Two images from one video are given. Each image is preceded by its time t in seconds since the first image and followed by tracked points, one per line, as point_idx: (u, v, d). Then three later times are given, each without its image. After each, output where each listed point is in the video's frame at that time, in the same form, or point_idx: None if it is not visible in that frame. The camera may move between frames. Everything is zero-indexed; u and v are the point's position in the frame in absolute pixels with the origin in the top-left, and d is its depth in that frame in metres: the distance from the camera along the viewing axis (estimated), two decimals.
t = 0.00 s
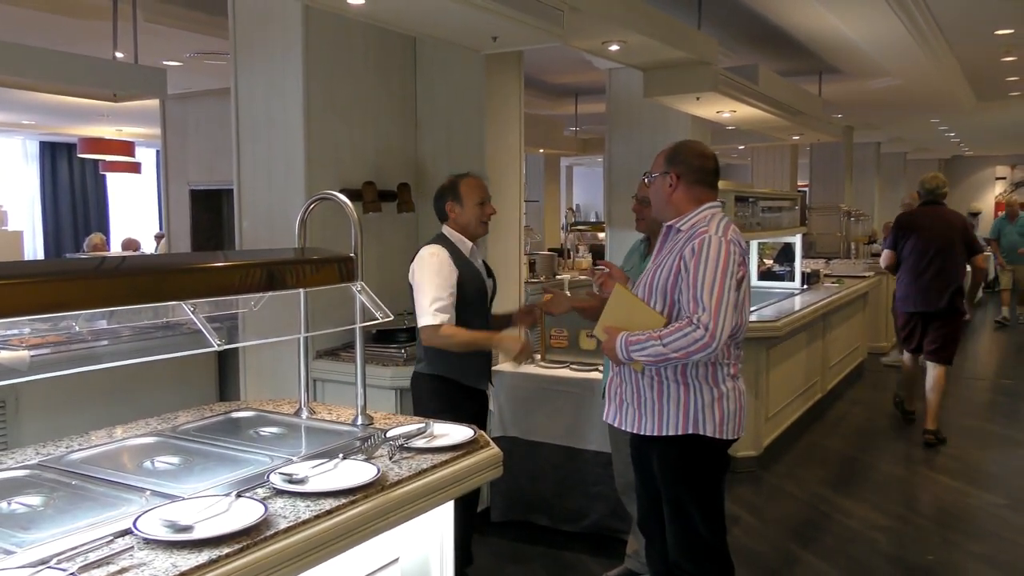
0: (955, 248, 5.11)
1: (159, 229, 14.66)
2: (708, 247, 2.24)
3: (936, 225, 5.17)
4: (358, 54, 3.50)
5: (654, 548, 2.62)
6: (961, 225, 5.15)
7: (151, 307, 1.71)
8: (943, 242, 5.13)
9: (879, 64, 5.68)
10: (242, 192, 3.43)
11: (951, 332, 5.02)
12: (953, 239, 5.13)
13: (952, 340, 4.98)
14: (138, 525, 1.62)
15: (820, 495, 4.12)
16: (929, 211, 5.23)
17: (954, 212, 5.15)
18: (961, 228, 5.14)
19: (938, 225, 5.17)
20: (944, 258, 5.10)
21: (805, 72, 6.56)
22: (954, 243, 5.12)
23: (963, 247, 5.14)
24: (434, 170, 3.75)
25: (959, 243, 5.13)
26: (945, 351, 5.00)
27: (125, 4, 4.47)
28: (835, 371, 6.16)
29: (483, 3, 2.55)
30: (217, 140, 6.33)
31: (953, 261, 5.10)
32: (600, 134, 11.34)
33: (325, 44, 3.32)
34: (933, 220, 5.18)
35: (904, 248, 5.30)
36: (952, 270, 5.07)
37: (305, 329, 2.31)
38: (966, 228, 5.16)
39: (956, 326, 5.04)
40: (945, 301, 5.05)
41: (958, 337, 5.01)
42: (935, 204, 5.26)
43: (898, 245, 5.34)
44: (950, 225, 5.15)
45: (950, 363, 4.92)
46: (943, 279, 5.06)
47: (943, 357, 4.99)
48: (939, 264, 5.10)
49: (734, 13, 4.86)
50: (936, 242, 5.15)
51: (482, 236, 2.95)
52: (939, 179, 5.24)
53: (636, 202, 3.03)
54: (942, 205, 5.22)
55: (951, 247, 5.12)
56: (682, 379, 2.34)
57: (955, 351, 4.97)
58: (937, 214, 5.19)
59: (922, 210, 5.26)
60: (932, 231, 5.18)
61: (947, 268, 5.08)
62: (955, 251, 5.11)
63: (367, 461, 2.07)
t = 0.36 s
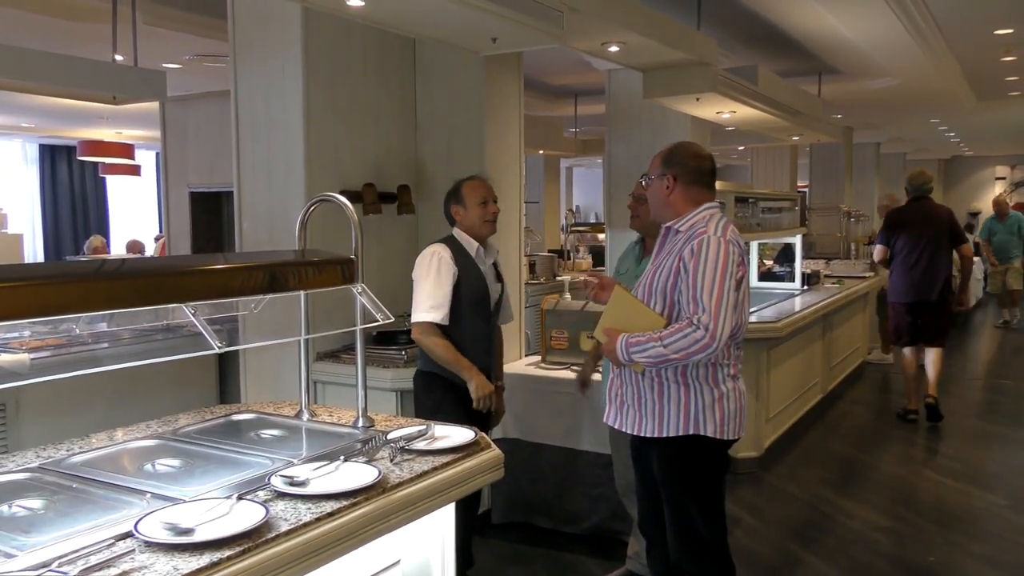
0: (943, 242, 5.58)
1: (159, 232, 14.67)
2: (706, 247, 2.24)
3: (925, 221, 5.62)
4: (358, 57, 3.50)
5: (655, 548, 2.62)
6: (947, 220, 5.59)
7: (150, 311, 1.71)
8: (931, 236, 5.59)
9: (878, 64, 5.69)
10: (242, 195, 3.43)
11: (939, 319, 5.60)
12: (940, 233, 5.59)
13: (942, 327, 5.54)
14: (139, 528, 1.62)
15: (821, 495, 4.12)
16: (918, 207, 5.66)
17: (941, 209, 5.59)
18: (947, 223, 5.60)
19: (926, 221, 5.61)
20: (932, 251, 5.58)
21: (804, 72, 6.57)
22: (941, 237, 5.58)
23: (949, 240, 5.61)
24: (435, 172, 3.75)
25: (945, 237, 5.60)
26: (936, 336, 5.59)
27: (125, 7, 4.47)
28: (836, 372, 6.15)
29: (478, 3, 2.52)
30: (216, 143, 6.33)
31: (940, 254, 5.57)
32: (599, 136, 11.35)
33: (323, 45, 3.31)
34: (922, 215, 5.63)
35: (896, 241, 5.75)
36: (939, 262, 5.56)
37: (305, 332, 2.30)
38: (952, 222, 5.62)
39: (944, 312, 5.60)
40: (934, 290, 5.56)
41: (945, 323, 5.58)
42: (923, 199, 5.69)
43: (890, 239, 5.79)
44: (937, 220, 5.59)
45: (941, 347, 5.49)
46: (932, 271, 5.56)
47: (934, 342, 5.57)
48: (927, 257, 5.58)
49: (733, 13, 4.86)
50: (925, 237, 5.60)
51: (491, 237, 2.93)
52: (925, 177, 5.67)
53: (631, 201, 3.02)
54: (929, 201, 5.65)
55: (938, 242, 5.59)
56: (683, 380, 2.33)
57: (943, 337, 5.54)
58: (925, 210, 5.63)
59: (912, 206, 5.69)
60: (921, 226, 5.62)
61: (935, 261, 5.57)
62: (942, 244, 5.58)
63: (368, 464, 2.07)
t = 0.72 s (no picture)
0: (942, 249, 5.65)
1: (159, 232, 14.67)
2: (703, 247, 2.24)
3: (926, 228, 5.71)
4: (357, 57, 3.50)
5: (656, 548, 2.62)
6: (948, 228, 5.67)
7: (150, 312, 1.70)
8: (931, 241, 5.66)
9: (879, 65, 5.69)
10: (243, 195, 3.43)
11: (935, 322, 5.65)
12: (940, 240, 5.66)
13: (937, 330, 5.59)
14: (139, 529, 1.62)
15: (821, 497, 4.12)
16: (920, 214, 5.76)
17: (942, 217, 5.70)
18: (947, 231, 5.68)
19: (927, 228, 5.70)
20: (931, 257, 5.64)
21: (805, 73, 6.58)
22: (941, 244, 5.65)
23: (948, 247, 5.68)
24: (436, 171, 3.75)
25: (944, 244, 5.66)
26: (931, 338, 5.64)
27: (125, 7, 4.47)
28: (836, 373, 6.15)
29: (477, 3, 2.51)
30: (217, 143, 6.32)
31: (939, 261, 5.64)
32: (600, 136, 11.35)
33: (323, 45, 3.31)
34: (923, 222, 5.72)
35: (897, 246, 5.83)
36: (938, 268, 5.63)
37: (306, 333, 2.30)
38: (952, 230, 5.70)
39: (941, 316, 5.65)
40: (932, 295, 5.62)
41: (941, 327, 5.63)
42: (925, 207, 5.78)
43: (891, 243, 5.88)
44: (937, 227, 5.67)
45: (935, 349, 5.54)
46: (930, 275, 5.62)
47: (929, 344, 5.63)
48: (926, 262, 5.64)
49: (735, 15, 4.86)
50: (925, 243, 5.68)
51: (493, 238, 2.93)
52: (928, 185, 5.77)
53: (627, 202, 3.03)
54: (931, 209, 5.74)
55: (937, 246, 5.65)
56: (682, 380, 2.33)
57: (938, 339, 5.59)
58: (926, 217, 5.73)
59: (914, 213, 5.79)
60: (922, 233, 5.71)
61: (934, 266, 5.63)
62: (941, 251, 5.64)
63: (368, 465, 2.07)
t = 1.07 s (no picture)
0: (941, 245, 5.86)
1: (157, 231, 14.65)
2: (696, 247, 2.25)
3: (926, 226, 5.94)
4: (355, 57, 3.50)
5: (651, 549, 2.62)
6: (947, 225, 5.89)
7: (147, 312, 1.70)
8: (931, 239, 5.88)
9: (876, 68, 5.71)
10: (241, 195, 3.43)
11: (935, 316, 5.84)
12: (940, 237, 5.88)
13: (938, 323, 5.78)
14: (137, 528, 1.62)
15: (818, 498, 4.13)
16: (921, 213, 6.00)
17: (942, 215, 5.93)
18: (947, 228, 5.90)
19: (927, 227, 5.94)
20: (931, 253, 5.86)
21: (803, 75, 6.59)
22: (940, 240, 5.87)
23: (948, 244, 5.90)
24: (434, 172, 3.75)
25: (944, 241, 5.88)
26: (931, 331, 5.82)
27: (124, 6, 4.48)
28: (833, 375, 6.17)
29: (473, 3, 2.50)
30: (215, 143, 6.32)
31: (938, 256, 5.85)
32: (598, 137, 11.36)
33: (320, 45, 3.31)
34: (924, 220, 5.96)
35: (899, 244, 6.06)
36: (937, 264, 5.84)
37: (304, 333, 2.29)
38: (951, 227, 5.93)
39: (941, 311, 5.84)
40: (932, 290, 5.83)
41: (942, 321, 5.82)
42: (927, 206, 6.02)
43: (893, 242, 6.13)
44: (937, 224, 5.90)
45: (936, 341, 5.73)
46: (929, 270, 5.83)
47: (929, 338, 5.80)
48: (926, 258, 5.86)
49: (734, 16, 4.87)
50: (925, 240, 5.90)
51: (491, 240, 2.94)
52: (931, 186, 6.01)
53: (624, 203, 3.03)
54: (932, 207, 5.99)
55: (936, 244, 5.86)
56: (676, 380, 2.33)
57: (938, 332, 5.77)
58: (927, 216, 5.97)
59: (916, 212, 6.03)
60: (923, 231, 5.94)
61: (933, 262, 5.84)
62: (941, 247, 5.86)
63: (366, 465, 2.07)
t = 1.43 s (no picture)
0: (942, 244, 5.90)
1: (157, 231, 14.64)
2: (690, 246, 2.25)
3: (926, 226, 5.98)
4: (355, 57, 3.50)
5: (648, 549, 2.62)
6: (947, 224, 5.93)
7: (146, 311, 1.70)
8: (931, 238, 5.92)
9: (877, 69, 5.70)
10: (240, 195, 3.43)
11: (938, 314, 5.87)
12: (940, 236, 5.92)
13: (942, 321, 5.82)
14: (135, 528, 1.62)
15: (817, 499, 4.13)
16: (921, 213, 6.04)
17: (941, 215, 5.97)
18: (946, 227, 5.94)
19: (926, 226, 5.98)
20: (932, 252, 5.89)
21: (802, 76, 6.59)
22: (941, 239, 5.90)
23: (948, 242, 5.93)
24: (434, 172, 3.75)
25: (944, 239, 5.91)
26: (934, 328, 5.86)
27: (124, 6, 4.48)
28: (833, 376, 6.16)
29: (473, 3, 2.49)
30: (215, 142, 6.32)
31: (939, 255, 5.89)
32: (598, 138, 11.36)
33: (320, 44, 3.31)
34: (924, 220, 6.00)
35: (900, 244, 6.10)
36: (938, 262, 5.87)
37: (303, 333, 2.29)
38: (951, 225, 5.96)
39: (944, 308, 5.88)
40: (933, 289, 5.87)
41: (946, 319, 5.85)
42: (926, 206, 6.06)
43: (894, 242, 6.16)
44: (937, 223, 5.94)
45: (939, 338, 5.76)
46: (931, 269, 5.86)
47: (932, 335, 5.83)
48: (927, 258, 5.90)
49: (734, 17, 4.87)
50: (925, 240, 5.94)
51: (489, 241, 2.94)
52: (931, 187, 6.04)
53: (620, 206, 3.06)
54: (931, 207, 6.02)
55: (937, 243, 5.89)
56: (674, 378, 2.33)
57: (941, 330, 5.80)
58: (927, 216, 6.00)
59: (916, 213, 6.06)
60: (923, 230, 5.98)
61: (934, 261, 5.87)
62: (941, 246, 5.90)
63: (365, 465, 2.07)
